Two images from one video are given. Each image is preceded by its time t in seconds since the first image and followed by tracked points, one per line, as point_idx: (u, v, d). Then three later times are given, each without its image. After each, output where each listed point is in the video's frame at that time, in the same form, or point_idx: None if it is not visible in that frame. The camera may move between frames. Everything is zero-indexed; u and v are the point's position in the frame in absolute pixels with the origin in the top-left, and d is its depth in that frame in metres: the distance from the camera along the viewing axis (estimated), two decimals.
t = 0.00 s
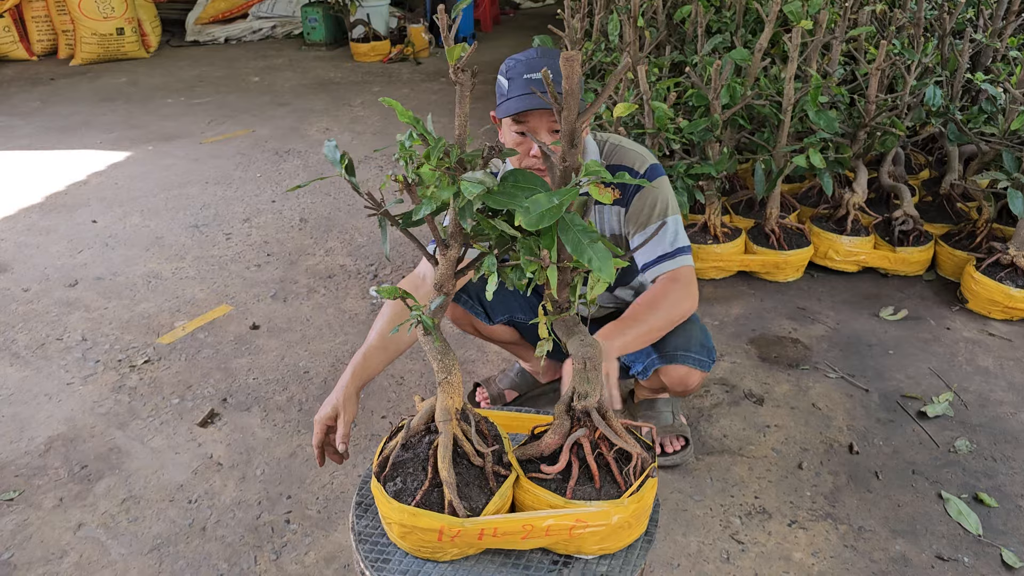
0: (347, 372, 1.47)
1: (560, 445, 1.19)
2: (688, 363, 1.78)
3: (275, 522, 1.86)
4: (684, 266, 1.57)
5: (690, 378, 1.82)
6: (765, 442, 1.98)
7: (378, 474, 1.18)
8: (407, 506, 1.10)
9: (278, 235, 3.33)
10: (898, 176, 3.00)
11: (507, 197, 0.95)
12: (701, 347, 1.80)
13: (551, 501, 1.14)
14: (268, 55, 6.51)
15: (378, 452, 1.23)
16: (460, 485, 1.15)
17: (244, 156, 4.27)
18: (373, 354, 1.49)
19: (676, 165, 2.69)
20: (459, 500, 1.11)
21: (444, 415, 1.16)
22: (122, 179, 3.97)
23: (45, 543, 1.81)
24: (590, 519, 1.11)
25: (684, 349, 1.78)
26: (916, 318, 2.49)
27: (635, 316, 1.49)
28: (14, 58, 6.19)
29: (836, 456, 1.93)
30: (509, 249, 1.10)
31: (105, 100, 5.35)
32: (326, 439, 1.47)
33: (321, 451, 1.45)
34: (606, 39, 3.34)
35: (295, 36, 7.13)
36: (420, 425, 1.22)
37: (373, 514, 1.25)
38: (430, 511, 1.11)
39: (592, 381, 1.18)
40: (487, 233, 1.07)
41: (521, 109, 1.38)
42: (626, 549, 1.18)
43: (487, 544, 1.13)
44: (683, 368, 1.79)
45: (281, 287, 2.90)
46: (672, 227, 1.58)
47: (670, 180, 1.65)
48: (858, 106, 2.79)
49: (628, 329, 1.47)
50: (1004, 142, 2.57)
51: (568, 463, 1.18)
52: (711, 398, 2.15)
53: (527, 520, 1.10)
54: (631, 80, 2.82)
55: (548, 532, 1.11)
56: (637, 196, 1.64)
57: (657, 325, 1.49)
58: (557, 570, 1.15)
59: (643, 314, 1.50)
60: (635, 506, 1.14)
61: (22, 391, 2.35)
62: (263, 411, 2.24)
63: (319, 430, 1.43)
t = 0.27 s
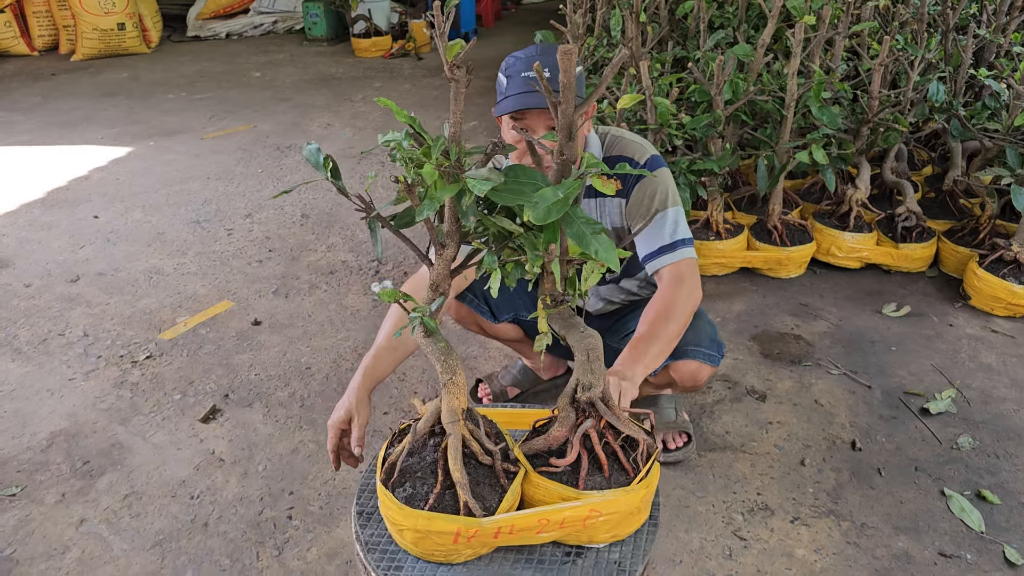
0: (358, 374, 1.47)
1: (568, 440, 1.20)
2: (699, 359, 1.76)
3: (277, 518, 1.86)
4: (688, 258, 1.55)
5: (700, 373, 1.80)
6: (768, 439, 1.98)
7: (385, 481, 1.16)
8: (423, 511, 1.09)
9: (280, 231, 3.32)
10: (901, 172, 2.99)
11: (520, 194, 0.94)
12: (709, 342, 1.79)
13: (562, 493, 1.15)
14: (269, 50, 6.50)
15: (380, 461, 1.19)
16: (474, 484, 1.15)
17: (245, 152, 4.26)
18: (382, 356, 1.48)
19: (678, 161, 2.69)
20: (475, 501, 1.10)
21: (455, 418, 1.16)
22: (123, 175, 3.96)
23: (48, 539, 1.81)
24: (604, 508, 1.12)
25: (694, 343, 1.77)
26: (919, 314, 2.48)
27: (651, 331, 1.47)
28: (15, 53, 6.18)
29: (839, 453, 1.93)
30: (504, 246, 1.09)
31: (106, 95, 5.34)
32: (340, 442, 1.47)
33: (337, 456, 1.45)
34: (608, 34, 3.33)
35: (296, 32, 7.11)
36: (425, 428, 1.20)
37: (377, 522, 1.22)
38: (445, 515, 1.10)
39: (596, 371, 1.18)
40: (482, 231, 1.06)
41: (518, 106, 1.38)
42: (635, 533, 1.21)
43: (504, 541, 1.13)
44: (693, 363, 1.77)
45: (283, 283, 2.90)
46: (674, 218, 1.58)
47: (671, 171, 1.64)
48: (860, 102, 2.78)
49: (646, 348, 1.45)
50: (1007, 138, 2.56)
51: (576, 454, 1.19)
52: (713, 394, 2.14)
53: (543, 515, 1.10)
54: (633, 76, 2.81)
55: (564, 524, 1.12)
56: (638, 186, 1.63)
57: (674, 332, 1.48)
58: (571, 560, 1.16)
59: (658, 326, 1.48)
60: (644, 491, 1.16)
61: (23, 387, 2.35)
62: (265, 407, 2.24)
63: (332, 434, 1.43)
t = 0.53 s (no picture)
0: (360, 370, 1.47)
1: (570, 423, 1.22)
2: (685, 357, 1.78)
3: (279, 514, 1.86)
4: (681, 256, 1.55)
5: (689, 370, 1.82)
6: (769, 436, 1.98)
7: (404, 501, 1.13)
8: (456, 522, 1.09)
9: (282, 227, 3.33)
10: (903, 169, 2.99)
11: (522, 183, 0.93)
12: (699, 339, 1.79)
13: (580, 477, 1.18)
14: (271, 47, 6.49)
15: (392, 484, 1.16)
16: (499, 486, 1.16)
17: (247, 148, 4.26)
18: (383, 353, 1.47)
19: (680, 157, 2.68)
20: (505, 503, 1.12)
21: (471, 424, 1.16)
22: (125, 171, 3.96)
23: (50, 534, 1.82)
24: (622, 483, 1.18)
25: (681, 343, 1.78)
26: (920, 312, 2.48)
27: (641, 319, 1.47)
28: (17, 49, 6.18)
29: (840, 450, 1.93)
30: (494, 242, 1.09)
31: (108, 91, 5.34)
32: (343, 437, 1.48)
33: (338, 451, 1.45)
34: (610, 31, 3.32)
35: (297, 28, 7.11)
36: (441, 439, 1.18)
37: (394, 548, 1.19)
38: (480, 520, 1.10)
39: (594, 354, 1.22)
40: (472, 230, 1.07)
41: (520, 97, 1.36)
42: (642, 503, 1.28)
43: (533, 534, 1.15)
44: (680, 361, 1.79)
45: (285, 280, 2.90)
46: (670, 215, 1.58)
47: (672, 168, 1.64)
48: (863, 98, 2.79)
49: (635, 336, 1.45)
50: (1010, 135, 2.56)
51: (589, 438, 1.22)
52: (715, 391, 2.14)
53: (571, 502, 1.14)
54: (635, 73, 2.81)
55: (587, 506, 1.17)
56: (638, 180, 1.63)
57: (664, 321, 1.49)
58: (594, 540, 1.20)
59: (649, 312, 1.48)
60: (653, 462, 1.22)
61: (26, 382, 2.35)
62: (267, 403, 2.24)
63: (336, 431, 1.44)
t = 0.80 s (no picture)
0: (366, 349, 1.47)
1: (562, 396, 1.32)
2: (646, 353, 1.78)
3: (281, 508, 1.86)
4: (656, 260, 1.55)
5: (654, 366, 1.82)
6: (773, 430, 1.97)
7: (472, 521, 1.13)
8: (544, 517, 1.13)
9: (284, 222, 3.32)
10: (907, 164, 2.98)
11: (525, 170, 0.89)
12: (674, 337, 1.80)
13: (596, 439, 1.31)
14: (274, 42, 6.48)
15: (447, 514, 1.11)
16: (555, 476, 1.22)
17: (249, 143, 4.26)
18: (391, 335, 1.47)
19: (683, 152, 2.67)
20: (570, 483, 1.18)
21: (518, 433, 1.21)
22: (128, 166, 3.96)
23: (53, 527, 1.81)
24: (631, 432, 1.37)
25: (641, 339, 1.78)
26: (925, 307, 2.47)
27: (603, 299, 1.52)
28: (20, 44, 6.17)
29: (844, 444, 1.92)
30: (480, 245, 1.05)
31: (110, 87, 5.34)
32: (349, 416, 1.49)
33: (343, 429, 1.47)
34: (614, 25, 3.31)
35: (300, 24, 7.10)
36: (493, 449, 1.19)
37: None
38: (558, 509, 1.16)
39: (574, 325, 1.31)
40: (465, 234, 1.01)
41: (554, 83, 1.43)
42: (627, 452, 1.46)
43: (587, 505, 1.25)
44: (642, 356, 1.80)
45: (287, 274, 2.90)
46: (658, 218, 1.57)
47: (677, 173, 1.64)
48: (868, 93, 2.77)
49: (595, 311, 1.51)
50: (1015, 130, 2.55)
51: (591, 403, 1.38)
52: (718, 385, 2.14)
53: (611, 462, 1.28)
54: (638, 67, 2.80)
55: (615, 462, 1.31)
56: (638, 177, 1.63)
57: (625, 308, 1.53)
58: (612, 493, 1.34)
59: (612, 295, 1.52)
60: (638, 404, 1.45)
61: (28, 376, 2.35)
62: (269, 397, 2.24)
63: (343, 409, 1.45)
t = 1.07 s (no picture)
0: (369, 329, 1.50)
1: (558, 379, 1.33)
2: (672, 341, 1.78)
3: (285, 502, 1.86)
4: (676, 249, 1.58)
5: (677, 356, 1.82)
6: (775, 426, 1.98)
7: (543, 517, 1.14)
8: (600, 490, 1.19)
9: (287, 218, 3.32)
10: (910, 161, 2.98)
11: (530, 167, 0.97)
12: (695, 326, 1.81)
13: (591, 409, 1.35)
14: (276, 39, 6.48)
15: (522, 523, 1.09)
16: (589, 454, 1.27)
17: (252, 140, 4.26)
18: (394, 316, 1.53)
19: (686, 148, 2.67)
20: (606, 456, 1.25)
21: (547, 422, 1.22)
22: (131, 162, 3.97)
23: (57, 521, 1.82)
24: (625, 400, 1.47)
25: (667, 327, 1.78)
26: (927, 303, 2.47)
27: (601, 291, 1.53)
28: (23, 41, 6.18)
29: (846, 440, 1.92)
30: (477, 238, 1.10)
31: (113, 83, 5.34)
32: (347, 396, 1.51)
33: (342, 407, 1.48)
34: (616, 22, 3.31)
35: (302, 21, 7.09)
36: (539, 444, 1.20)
37: None
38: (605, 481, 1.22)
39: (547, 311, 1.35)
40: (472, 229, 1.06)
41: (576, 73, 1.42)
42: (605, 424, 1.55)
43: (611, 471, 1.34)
44: (668, 344, 1.79)
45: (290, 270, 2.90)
46: (678, 208, 1.59)
47: (689, 164, 1.64)
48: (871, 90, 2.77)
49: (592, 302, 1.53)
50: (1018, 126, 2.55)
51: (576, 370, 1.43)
52: (721, 381, 2.14)
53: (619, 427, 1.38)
54: (641, 63, 2.80)
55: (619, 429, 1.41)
56: (653, 168, 1.63)
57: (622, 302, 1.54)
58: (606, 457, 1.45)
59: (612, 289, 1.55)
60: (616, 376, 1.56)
61: (32, 371, 2.35)
62: (273, 392, 2.24)
63: (340, 386, 1.47)
